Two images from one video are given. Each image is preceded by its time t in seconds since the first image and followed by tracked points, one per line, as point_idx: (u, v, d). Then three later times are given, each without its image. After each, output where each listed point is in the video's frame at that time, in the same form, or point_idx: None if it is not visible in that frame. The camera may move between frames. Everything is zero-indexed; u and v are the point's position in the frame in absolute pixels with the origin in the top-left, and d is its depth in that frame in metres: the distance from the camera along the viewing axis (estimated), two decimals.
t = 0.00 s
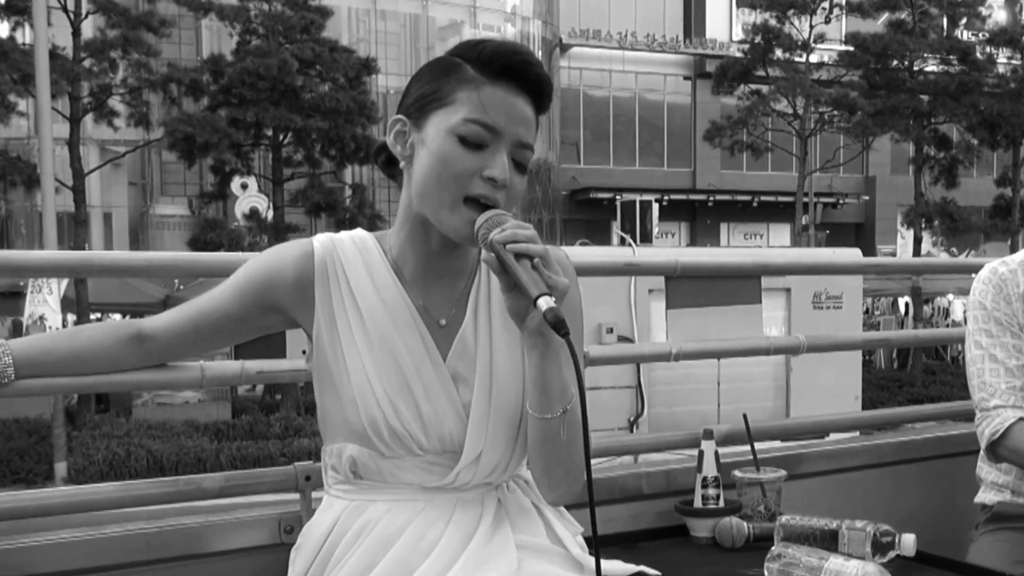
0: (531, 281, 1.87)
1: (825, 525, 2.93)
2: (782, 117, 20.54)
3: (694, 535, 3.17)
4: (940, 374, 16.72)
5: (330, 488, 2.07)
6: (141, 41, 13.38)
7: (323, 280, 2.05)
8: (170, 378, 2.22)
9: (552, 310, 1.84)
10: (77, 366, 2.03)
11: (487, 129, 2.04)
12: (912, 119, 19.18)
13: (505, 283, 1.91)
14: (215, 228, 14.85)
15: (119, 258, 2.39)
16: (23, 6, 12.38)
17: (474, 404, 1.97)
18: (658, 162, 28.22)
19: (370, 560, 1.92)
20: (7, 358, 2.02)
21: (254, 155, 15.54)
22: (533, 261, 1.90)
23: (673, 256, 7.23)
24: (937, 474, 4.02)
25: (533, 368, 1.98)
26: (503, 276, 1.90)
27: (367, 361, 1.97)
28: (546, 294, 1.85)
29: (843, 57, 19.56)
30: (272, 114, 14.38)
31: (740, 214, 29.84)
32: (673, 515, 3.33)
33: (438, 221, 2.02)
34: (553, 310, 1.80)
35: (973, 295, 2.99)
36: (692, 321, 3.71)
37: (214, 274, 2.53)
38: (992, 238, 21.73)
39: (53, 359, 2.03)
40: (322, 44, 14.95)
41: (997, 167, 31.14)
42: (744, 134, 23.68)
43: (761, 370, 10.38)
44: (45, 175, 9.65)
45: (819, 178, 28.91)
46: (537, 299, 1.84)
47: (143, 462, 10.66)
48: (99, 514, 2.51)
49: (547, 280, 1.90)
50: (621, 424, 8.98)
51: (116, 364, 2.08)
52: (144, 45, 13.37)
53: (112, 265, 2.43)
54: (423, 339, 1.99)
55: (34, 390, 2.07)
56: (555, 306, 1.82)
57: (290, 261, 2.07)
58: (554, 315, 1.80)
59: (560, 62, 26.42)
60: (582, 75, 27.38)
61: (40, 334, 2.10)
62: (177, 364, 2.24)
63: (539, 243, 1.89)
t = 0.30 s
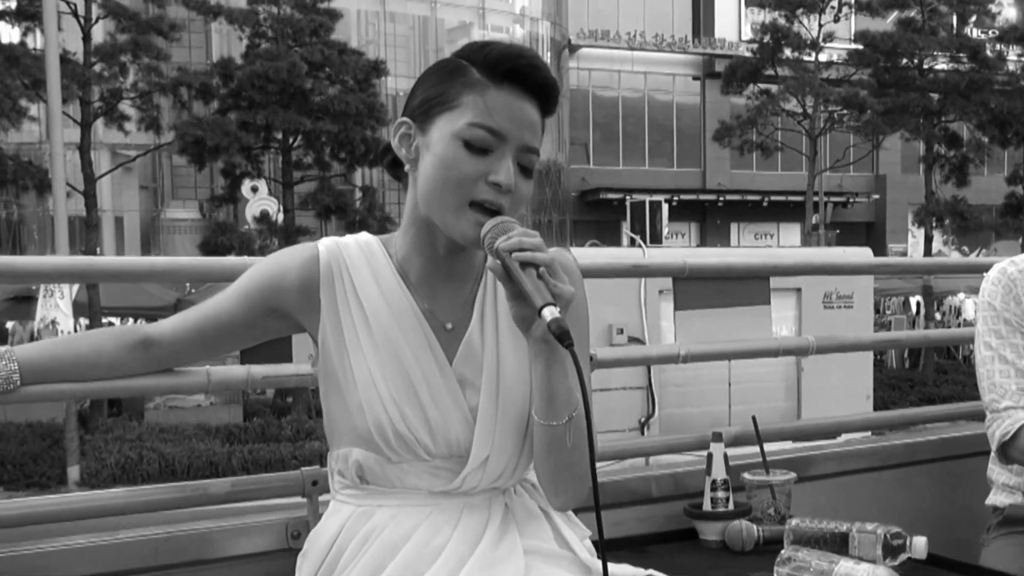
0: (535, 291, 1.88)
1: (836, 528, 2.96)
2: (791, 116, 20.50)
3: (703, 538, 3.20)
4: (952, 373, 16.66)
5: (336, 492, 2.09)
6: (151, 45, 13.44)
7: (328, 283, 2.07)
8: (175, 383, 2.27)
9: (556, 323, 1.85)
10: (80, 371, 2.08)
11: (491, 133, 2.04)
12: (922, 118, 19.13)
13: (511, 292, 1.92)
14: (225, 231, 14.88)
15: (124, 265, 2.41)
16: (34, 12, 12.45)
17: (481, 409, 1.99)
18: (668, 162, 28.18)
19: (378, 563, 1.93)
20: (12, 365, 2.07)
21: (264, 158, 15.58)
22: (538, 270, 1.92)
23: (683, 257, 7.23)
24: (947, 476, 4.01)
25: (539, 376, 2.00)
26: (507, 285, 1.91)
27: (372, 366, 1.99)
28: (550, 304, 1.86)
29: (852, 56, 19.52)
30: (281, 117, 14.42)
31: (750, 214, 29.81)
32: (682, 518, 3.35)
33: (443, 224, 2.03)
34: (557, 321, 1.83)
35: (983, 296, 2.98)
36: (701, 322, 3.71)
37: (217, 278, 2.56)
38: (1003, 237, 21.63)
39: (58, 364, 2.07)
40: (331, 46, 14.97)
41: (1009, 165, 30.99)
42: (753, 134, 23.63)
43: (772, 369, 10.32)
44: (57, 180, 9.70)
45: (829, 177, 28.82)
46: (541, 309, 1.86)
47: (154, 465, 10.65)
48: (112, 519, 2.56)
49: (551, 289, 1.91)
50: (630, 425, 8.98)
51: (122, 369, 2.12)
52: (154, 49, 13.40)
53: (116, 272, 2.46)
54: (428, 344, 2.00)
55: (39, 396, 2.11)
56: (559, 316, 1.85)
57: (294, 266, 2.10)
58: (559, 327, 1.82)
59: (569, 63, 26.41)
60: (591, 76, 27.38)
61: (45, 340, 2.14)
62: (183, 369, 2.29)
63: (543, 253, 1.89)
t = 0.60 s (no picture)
0: (548, 303, 1.93)
1: (860, 533, 3.11)
2: (809, 115, 20.42)
3: (725, 542, 3.30)
4: (972, 372, 16.55)
5: (356, 497, 2.13)
6: (171, 48, 13.51)
7: (347, 289, 2.12)
8: (194, 389, 2.35)
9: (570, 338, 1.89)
10: (100, 376, 2.15)
11: (509, 140, 2.08)
12: (941, 116, 19.04)
13: (526, 303, 1.97)
14: (244, 233, 14.92)
15: (144, 269, 2.46)
16: (55, 16, 12.53)
17: (501, 414, 2.03)
18: (685, 162, 28.15)
19: (400, 566, 1.98)
20: (32, 370, 2.17)
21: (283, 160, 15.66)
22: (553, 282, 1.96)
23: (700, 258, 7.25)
24: (970, 479, 4.02)
25: (556, 385, 2.04)
26: (523, 295, 1.95)
27: (391, 370, 2.04)
28: (562, 320, 1.90)
29: (869, 55, 19.44)
30: (300, 119, 14.52)
31: (768, 213, 29.75)
32: (702, 522, 3.46)
33: (461, 230, 2.08)
34: (568, 338, 1.87)
35: (1007, 296, 3.00)
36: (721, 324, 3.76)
37: (233, 283, 2.64)
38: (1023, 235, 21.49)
39: (77, 371, 2.15)
40: (349, 48, 15.02)
41: None
42: (770, 133, 23.55)
43: (789, 369, 10.20)
44: (78, 183, 9.78)
45: (848, 176, 28.70)
46: (552, 325, 1.90)
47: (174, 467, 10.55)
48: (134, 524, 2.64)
49: (566, 300, 1.95)
50: (648, 425, 9.03)
51: (142, 373, 2.19)
52: (174, 52, 13.49)
53: (136, 275, 2.52)
54: (447, 351, 2.05)
55: (59, 402, 2.22)
56: (570, 331, 1.89)
57: (312, 270, 2.15)
58: (569, 346, 1.86)
59: (585, 63, 26.42)
60: (608, 76, 27.35)
61: (67, 345, 2.23)
62: (202, 374, 2.38)
63: (559, 265, 1.94)
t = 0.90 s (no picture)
0: (571, 312, 1.98)
1: (885, 537, 3.21)
2: (827, 113, 20.32)
3: (750, 546, 3.42)
4: (993, 372, 16.41)
5: (379, 503, 2.23)
6: (193, 51, 13.52)
7: (370, 295, 2.20)
8: (217, 393, 2.46)
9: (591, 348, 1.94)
10: (127, 380, 2.25)
11: (528, 142, 2.12)
12: (961, 113, 18.91)
13: (548, 310, 2.02)
14: (265, 235, 14.90)
15: (167, 274, 2.53)
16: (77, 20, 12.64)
17: (524, 420, 2.11)
18: (704, 161, 28.08)
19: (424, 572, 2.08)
20: (56, 376, 2.25)
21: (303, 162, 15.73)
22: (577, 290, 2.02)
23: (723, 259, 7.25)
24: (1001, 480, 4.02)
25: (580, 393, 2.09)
26: (545, 304, 2.00)
27: (414, 377, 2.12)
28: (586, 329, 1.95)
29: (889, 52, 19.33)
30: (320, 121, 14.59)
31: (787, 212, 29.66)
32: (726, 526, 3.58)
33: (482, 232, 2.12)
34: (592, 347, 1.91)
35: None
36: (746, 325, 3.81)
37: (255, 287, 2.70)
38: None
39: (101, 376, 2.24)
40: (369, 50, 15.06)
41: None
42: (789, 131, 23.44)
43: (809, 368, 10.01)
44: (101, 185, 9.84)
45: (868, 175, 28.55)
46: (577, 333, 1.95)
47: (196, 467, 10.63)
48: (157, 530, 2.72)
49: (590, 309, 2.00)
50: (669, 425, 9.03)
51: (168, 378, 2.28)
52: (195, 55, 13.54)
53: (161, 278, 2.58)
54: (469, 357, 2.13)
55: (82, 407, 2.30)
56: (593, 341, 1.93)
57: (333, 276, 2.24)
58: (594, 355, 1.90)
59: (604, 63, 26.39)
60: (626, 75, 27.31)
61: (91, 350, 2.30)
62: (225, 380, 2.47)
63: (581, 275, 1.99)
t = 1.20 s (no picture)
0: (593, 316, 2.01)
1: (910, 540, 3.22)
2: (847, 111, 20.22)
3: (773, 548, 3.47)
4: (1015, 371, 16.26)
5: (401, 506, 2.28)
6: (213, 53, 13.51)
7: (392, 297, 2.26)
8: (242, 393, 2.53)
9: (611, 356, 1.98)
10: (148, 384, 2.28)
11: (551, 139, 2.15)
12: (982, 110, 18.78)
13: (570, 311, 2.05)
14: (286, 235, 15.06)
15: (190, 276, 2.59)
16: (100, 22, 12.74)
17: (546, 423, 2.15)
18: (723, 159, 27.99)
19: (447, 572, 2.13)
20: (79, 378, 2.27)
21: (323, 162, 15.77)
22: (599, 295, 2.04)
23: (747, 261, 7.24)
24: (1019, 479, 4.12)
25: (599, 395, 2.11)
26: (567, 303, 2.04)
27: (437, 378, 2.16)
28: (607, 341, 1.98)
29: (909, 49, 19.22)
30: (341, 121, 14.65)
31: (806, 211, 29.54)
32: (749, 527, 3.63)
33: (506, 232, 2.16)
34: (611, 361, 1.95)
35: None
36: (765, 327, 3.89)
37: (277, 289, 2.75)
38: None
39: (124, 378, 2.27)
40: (388, 50, 15.10)
41: None
42: (808, 129, 23.34)
43: (830, 367, 9.99)
44: (124, 186, 9.90)
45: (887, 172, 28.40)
46: (597, 345, 1.98)
47: (219, 468, 10.71)
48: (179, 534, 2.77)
49: (612, 312, 2.03)
50: (688, 424, 9.04)
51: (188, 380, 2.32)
52: (216, 56, 13.57)
53: (184, 281, 2.63)
54: (491, 359, 2.17)
55: (105, 409, 2.33)
56: (612, 351, 1.97)
57: (356, 277, 2.29)
58: (612, 369, 1.95)
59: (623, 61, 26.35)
60: (645, 74, 27.26)
61: (114, 351, 2.33)
62: (248, 380, 2.54)
63: (604, 276, 2.02)
